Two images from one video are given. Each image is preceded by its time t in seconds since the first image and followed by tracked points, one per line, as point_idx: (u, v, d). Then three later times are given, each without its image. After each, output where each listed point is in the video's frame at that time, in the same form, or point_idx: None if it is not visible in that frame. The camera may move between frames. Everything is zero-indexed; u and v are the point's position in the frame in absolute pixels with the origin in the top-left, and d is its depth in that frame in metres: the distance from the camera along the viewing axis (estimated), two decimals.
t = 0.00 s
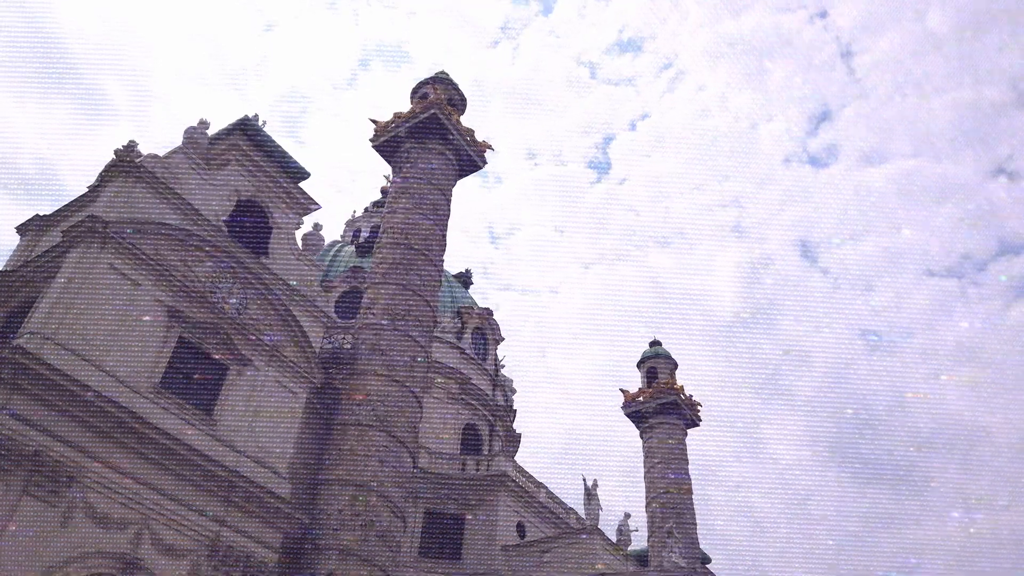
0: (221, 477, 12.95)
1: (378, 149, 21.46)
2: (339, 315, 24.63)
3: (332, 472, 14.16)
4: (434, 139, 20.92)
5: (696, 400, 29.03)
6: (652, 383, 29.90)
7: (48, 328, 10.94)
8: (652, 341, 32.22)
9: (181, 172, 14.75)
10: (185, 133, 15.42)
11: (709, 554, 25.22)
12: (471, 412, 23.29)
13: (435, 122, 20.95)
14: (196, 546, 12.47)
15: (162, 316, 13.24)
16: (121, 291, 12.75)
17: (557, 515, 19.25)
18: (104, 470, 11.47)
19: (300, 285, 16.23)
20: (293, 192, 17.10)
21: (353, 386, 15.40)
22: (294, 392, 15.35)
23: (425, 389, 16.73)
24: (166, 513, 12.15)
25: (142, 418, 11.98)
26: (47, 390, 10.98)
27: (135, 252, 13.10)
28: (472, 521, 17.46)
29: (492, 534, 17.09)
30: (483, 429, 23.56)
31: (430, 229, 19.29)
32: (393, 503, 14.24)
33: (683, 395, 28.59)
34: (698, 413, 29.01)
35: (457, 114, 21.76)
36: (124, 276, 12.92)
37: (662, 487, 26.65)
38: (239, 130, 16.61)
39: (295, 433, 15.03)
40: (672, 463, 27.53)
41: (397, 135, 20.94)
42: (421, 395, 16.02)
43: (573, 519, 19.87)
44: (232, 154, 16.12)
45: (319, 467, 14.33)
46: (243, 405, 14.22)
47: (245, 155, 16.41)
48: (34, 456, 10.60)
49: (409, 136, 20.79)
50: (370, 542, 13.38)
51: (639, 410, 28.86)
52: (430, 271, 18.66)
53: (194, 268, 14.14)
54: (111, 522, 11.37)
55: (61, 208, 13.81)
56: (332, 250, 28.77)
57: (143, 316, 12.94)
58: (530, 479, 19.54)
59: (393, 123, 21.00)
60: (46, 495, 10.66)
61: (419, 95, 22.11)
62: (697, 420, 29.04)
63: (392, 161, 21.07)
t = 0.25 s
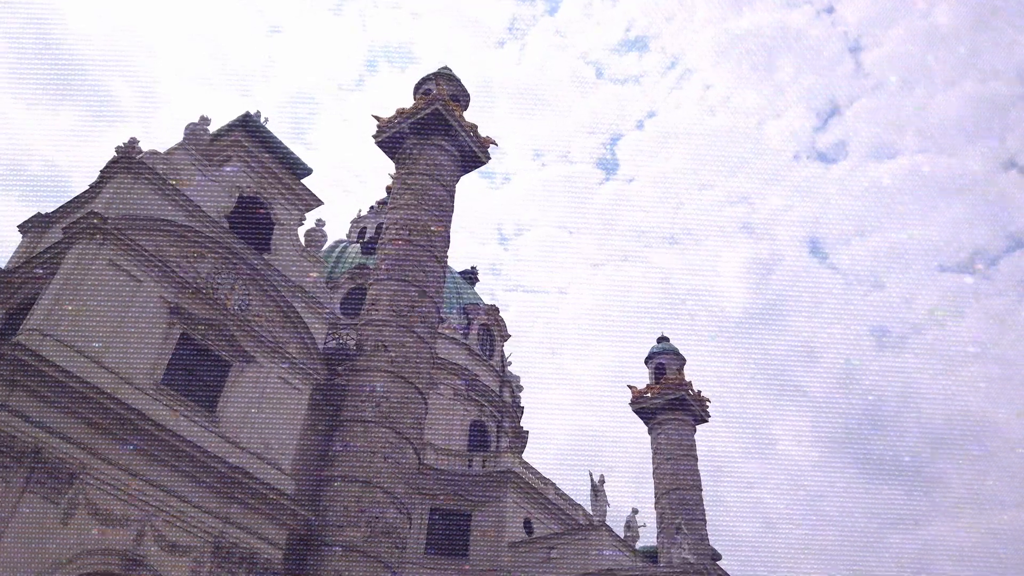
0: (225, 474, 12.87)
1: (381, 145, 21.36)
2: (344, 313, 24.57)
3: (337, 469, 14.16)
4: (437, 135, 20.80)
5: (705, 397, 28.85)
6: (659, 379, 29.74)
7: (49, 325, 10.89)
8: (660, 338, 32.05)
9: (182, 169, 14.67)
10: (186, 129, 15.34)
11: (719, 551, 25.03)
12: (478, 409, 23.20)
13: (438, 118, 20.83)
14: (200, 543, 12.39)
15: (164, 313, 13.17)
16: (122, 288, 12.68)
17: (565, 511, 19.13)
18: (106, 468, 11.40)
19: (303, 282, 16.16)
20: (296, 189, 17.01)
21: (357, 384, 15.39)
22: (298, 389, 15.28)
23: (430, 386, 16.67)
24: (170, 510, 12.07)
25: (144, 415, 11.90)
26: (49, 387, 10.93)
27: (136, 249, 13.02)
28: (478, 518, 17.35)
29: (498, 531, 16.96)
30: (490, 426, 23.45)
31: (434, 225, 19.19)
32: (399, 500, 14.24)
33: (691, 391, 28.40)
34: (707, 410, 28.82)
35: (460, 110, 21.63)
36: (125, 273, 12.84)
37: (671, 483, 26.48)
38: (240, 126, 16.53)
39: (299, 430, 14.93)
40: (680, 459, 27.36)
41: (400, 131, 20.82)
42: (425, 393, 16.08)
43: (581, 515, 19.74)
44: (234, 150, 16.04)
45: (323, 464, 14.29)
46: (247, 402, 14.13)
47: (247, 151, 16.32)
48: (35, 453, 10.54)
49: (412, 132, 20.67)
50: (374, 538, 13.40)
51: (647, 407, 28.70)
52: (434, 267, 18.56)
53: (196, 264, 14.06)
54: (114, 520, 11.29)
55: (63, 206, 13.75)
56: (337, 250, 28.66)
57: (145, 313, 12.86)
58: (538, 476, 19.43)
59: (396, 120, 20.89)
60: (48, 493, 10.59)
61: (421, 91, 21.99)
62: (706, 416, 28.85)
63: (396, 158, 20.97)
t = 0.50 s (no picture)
0: (228, 472, 12.82)
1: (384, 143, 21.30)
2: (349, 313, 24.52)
3: (341, 466, 14.06)
4: (441, 133, 20.72)
5: (713, 394, 28.66)
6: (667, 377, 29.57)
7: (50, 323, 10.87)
8: (667, 335, 31.89)
9: (184, 167, 14.63)
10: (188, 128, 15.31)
11: (729, 549, 24.84)
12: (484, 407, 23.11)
13: (442, 115, 20.76)
14: (204, 541, 12.33)
15: (166, 311, 13.13)
16: (124, 286, 12.65)
17: (572, 509, 19.00)
18: (108, 466, 11.36)
19: (306, 280, 16.10)
20: (299, 187, 16.96)
21: (361, 381, 15.28)
22: (302, 387, 15.23)
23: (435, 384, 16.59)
24: (173, 508, 12.02)
25: (147, 413, 11.86)
26: (51, 384, 10.91)
27: (138, 247, 12.99)
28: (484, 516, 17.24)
29: (504, 529, 16.84)
30: (497, 424, 23.36)
31: (437, 222, 19.11)
32: (405, 497, 14.11)
33: (699, 389, 28.22)
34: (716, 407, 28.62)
35: (463, 107, 21.56)
36: (127, 271, 12.82)
37: (680, 481, 26.30)
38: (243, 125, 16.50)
39: (303, 428, 14.87)
40: (689, 457, 27.17)
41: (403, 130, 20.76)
42: (430, 390, 15.99)
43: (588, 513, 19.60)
44: (236, 148, 16.00)
45: (328, 462, 14.22)
46: (250, 400, 14.08)
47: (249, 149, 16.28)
48: (37, 450, 10.51)
49: (416, 130, 20.60)
50: (379, 536, 13.29)
51: (655, 405, 28.53)
52: (438, 264, 18.48)
53: (198, 263, 14.03)
54: (116, 518, 11.25)
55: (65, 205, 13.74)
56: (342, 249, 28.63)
57: (147, 311, 12.83)
58: (544, 474, 19.33)
59: (399, 117, 20.82)
60: (50, 490, 10.55)
61: (424, 89, 21.92)
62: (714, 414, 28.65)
63: (399, 155, 20.90)
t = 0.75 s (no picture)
0: (239, 469, 12.79)
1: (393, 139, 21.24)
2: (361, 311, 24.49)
3: (354, 462, 14.16)
4: (449, 128, 20.65)
5: (729, 388, 28.41)
6: (682, 371, 29.35)
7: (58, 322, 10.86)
8: (682, 330, 31.66)
9: (192, 165, 14.61)
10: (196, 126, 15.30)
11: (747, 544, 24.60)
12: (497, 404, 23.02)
13: (450, 110, 20.69)
14: (216, 538, 12.30)
15: (175, 309, 13.12)
16: (132, 284, 12.65)
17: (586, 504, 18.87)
18: (118, 463, 11.35)
19: (316, 276, 16.07)
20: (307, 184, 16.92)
21: (371, 379, 15.44)
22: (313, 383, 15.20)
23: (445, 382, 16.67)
24: (184, 505, 12.00)
25: (156, 410, 11.85)
26: (60, 382, 10.91)
27: (146, 245, 12.99)
28: (498, 511, 17.16)
29: (518, 524, 16.76)
30: (510, 421, 23.27)
31: (447, 218, 19.04)
32: (417, 493, 14.26)
33: (714, 383, 27.97)
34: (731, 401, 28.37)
35: (471, 102, 21.48)
36: (135, 269, 12.81)
37: (696, 476, 26.09)
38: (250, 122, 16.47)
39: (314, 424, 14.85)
40: (705, 452, 26.95)
41: (411, 126, 20.69)
42: (441, 385, 16.04)
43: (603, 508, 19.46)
44: (244, 146, 15.98)
45: (340, 459, 14.29)
46: (261, 396, 14.05)
47: (257, 147, 16.26)
48: (47, 449, 10.50)
49: (424, 125, 20.54)
50: (391, 531, 13.38)
51: (670, 399, 28.33)
52: (448, 260, 18.40)
53: (206, 260, 14.01)
54: (128, 515, 11.24)
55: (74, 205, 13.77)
56: (352, 247, 28.62)
57: (156, 309, 12.82)
58: (558, 469, 19.23)
59: (407, 113, 20.76)
60: (60, 488, 10.55)
61: (432, 84, 21.85)
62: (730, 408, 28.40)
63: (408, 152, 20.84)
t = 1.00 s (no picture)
0: (246, 469, 12.76)
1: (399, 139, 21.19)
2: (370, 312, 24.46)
3: (362, 461, 13.97)
4: (455, 127, 20.61)
5: (741, 385, 28.16)
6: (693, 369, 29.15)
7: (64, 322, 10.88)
8: (693, 327, 31.43)
9: (197, 167, 14.63)
10: (200, 127, 15.30)
11: (761, 542, 24.34)
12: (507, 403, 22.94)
13: (455, 109, 20.66)
14: (224, 539, 12.27)
15: (181, 311, 13.12)
16: (138, 286, 12.66)
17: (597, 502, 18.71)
18: (125, 464, 11.35)
19: (321, 276, 16.03)
20: (312, 184, 16.89)
21: (380, 375, 15.24)
22: (319, 383, 15.16)
23: (454, 379, 16.49)
24: (191, 506, 11.97)
25: (163, 411, 11.84)
26: (67, 383, 10.91)
27: (151, 246, 12.99)
28: (508, 510, 17.04)
29: (528, 524, 16.63)
30: (521, 420, 23.16)
31: (453, 216, 18.96)
32: (426, 492, 14.05)
33: (726, 381, 27.74)
34: (744, 399, 28.11)
35: (477, 101, 21.44)
36: (141, 270, 12.82)
37: (709, 474, 25.85)
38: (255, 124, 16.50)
39: (322, 424, 14.80)
40: (718, 449, 26.71)
41: (417, 125, 20.67)
42: (449, 384, 15.91)
43: (614, 506, 19.30)
44: (248, 147, 15.97)
45: (348, 456, 14.13)
46: (268, 396, 14.03)
47: (261, 147, 16.25)
48: (54, 449, 10.52)
49: (430, 125, 20.51)
50: (400, 530, 13.20)
51: (682, 397, 28.11)
52: (455, 259, 18.33)
53: (212, 261, 14.01)
54: (135, 516, 11.23)
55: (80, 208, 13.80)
56: (361, 250, 28.60)
57: (162, 310, 12.83)
58: (568, 468, 19.10)
59: (412, 113, 20.74)
60: (67, 489, 10.56)
61: (437, 84, 21.83)
62: (743, 406, 28.14)
63: (414, 151, 20.79)
